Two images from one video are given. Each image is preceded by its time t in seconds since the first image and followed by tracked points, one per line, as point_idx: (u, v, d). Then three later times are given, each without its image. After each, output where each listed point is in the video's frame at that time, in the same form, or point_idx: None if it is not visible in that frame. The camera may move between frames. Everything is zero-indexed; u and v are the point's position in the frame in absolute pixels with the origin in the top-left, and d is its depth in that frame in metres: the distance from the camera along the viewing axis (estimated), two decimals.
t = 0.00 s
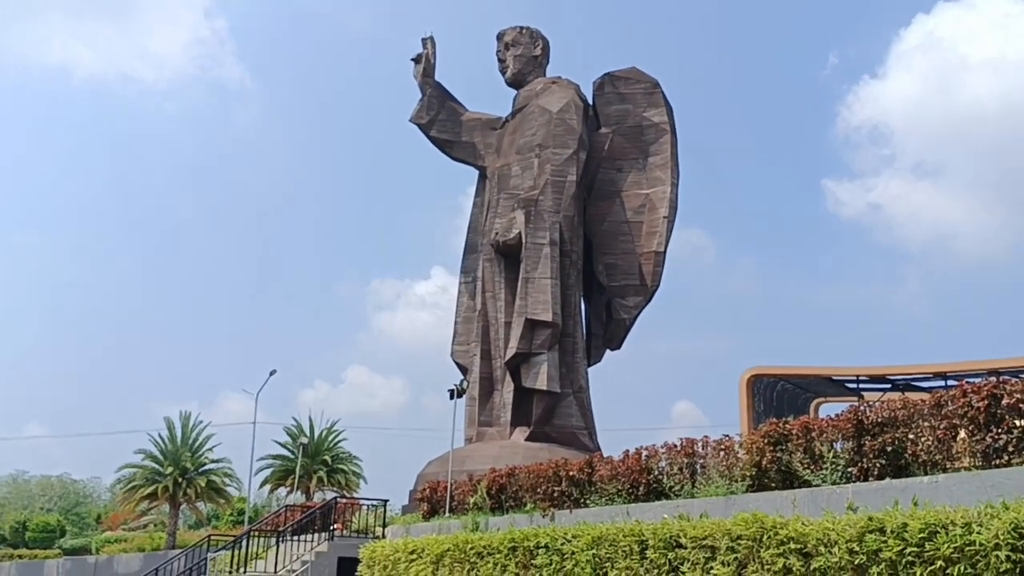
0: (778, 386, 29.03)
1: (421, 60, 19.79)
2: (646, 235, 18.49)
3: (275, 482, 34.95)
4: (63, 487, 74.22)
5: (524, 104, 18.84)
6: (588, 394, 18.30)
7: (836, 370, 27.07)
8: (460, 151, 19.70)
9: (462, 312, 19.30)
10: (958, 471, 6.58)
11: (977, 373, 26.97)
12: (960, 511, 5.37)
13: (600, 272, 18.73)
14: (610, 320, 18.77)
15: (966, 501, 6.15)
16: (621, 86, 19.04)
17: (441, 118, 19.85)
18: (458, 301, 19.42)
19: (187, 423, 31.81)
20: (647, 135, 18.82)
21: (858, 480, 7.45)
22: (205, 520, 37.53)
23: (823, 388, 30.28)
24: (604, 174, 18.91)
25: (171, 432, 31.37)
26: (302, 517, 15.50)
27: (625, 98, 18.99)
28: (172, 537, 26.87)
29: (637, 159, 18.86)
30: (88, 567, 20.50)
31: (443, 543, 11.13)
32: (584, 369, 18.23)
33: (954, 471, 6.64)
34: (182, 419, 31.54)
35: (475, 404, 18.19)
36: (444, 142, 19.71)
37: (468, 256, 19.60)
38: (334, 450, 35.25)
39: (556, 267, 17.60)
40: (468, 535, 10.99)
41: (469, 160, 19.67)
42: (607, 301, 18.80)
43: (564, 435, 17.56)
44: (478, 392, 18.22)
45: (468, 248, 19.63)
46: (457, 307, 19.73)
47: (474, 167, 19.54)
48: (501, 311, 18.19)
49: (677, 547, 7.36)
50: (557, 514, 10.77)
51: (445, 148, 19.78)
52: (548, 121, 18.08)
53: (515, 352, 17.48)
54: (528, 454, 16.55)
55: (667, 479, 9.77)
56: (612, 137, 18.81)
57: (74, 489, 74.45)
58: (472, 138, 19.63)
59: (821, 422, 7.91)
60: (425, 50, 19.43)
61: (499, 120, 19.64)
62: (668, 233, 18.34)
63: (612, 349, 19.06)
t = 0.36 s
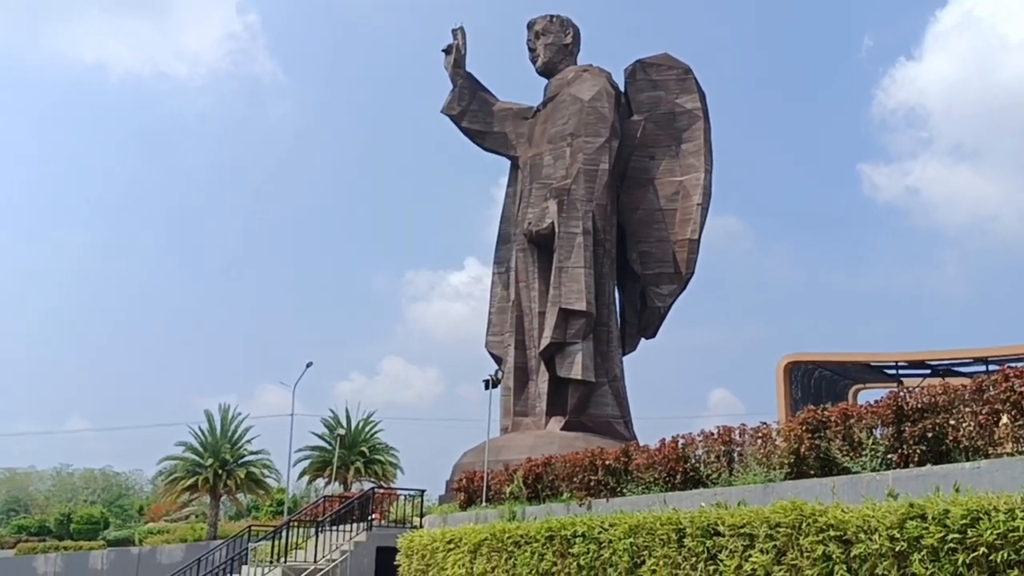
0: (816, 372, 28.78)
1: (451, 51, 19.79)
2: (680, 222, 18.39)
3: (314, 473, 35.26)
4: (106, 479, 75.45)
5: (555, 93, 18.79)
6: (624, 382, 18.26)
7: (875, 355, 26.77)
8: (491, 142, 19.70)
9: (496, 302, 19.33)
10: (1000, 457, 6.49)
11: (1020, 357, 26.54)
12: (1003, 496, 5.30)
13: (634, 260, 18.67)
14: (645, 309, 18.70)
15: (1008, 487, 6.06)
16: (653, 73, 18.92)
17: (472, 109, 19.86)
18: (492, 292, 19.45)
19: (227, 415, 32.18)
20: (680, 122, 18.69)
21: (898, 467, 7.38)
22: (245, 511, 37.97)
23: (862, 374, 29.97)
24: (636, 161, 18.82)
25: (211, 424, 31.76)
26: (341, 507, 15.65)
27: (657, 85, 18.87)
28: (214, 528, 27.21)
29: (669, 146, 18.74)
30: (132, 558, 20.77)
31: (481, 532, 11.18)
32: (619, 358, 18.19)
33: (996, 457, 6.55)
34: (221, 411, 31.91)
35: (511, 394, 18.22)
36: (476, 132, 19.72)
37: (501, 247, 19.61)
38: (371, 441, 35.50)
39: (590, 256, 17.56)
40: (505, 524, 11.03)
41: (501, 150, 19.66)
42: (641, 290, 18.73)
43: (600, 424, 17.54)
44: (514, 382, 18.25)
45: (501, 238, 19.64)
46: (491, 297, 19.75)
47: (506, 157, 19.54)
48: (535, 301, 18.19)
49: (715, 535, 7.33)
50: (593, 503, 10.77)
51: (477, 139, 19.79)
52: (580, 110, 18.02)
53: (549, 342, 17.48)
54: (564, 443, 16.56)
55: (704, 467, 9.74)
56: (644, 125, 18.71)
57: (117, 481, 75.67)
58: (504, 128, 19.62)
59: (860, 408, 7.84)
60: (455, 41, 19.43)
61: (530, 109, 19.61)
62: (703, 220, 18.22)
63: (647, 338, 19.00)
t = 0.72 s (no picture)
0: (854, 359, 28.51)
1: (481, 41, 19.78)
2: (714, 209, 18.27)
3: (350, 463, 35.54)
4: (148, 470, 76.55)
5: (586, 81, 18.72)
6: (658, 371, 18.21)
7: (913, 341, 26.47)
8: (523, 131, 19.67)
9: (529, 292, 19.33)
10: None
11: None
12: None
13: (667, 248, 18.59)
14: (679, 297, 18.63)
15: None
16: (685, 59, 18.80)
17: (503, 99, 19.84)
18: (525, 282, 19.45)
19: (264, 406, 32.50)
20: (713, 108, 18.56)
21: (938, 453, 7.30)
22: (284, 501, 38.39)
23: (900, 360, 29.65)
24: (669, 149, 18.73)
25: (249, 415, 32.09)
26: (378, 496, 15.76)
27: (689, 71, 18.75)
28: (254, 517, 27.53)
29: (702, 133, 18.62)
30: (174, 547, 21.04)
31: (517, 520, 11.23)
32: (653, 346, 18.13)
33: None
34: (259, 402, 32.24)
35: (545, 383, 18.24)
36: (507, 122, 19.70)
37: (533, 236, 19.61)
38: (407, 431, 35.72)
39: (623, 244, 17.51)
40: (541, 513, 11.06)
41: (532, 139, 19.63)
42: (675, 278, 18.66)
43: (635, 413, 17.52)
44: (548, 371, 18.27)
45: (533, 228, 19.63)
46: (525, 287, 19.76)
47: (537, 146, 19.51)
48: (568, 290, 18.17)
49: (753, 523, 7.31)
50: (629, 492, 10.76)
51: (508, 129, 19.77)
52: (611, 98, 17.95)
53: (583, 331, 17.47)
54: (599, 432, 16.56)
55: (741, 455, 9.69)
56: (676, 112, 18.61)
57: (158, 472, 76.82)
58: (535, 118, 19.59)
59: (899, 394, 7.77)
60: (485, 31, 19.42)
61: (561, 98, 19.56)
62: (737, 207, 18.08)
63: (681, 326, 18.92)
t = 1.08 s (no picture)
0: (907, 338, 28.04)
1: (524, 24, 19.69)
2: (762, 187, 18.02)
3: (401, 446, 35.83)
4: (203, 454, 78.00)
5: (630, 61, 18.56)
6: (707, 352, 18.07)
7: (969, 319, 25.95)
8: (566, 113, 19.57)
9: (575, 275, 19.28)
10: None
11: None
12: None
13: (715, 228, 18.39)
14: (727, 277, 18.44)
15: None
16: (730, 35, 18.55)
17: (547, 80, 19.74)
18: (571, 264, 19.40)
19: (315, 391, 32.87)
20: (759, 84, 18.29)
21: (996, 432, 7.15)
22: (336, 484, 38.86)
23: (955, 339, 29.10)
24: (715, 127, 18.51)
25: (300, 399, 32.48)
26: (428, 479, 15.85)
27: (735, 48, 18.49)
28: (306, 500, 27.92)
29: (749, 110, 18.36)
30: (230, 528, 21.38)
31: (567, 503, 11.23)
32: (701, 327, 17.98)
33: None
34: (310, 387, 32.61)
35: (592, 365, 18.20)
36: (551, 104, 19.61)
37: (579, 218, 19.54)
38: (455, 414, 35.91)
39: (669, 225, 17.37)
40: (591, 494, 11.06)
41: (576, 121, 19.53)
42: (723, 258, 18.46)
43: (684, 395, 17.41)
44: (595, 354, 18.23)
45: (579, 210, 19.56)
46: (570, 270, 19.71)
47: (581, 128, 19.41)
48: (614, 272, 18.09)
49: (806, 504, 7.22)
50: (679, 473, 10.70)
51: (552, 111, 19.67)
52: (656, 77, 17.78)
53: (630, 313, 17.39)
54: (647, 413, 16.49)
55: (792, 436, 9.59)
56: (722, 89, 18.38)
57: (214, 456, 78.29)
58: (579, 99, 19.47)
59: (955, 372, 7.62)
60: (527, 13, 19.32)
61: (605, 79, 19.42)
62: (785, 184, 17.82)
63: (730, 307, 18.74)
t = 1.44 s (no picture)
0: (963, 309, 27.49)
1: None
2: (813, 158, 17.73)
3: (451, 424, 36.09)
4: (258, 433, 79.37)
5: (676, 33, 18.33)
6: (757, 326, 17.89)
7: None
8: (612, 88, 19.41)
9: (622, 250, 19.18)
10: None
11: None
12: None
13: (765, 200, 18.15)
14: (777, 250, 18.21)
15: None
16: (779, 4, 18.21)
17: (591, 55, 19.56)
18: (618, 240, 19.30)
19: (366, 369, 33.20)
20: (810, 54, 17.96)
21: None
22: (388, 462, 39.31)
23: (1013, 310, 28.47)
24: (764, 98, 18.23)
25: (352, 378, 32.83)
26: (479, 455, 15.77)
27: (784, 16, 18.17)
28: (359, 477, 28.28)
29: (799, 80, 18.05)
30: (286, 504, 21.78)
31: (617, 478, 11.22)
32: (752, 302, 17.80)
33: None
34: (360, 366, 32.90)
35: (641, 341, 18.13)
36: (596, 79, 19.44)
37: (625, 193, 19.41)
38: (504, 391, 36.04)
39: (718, 199, 17.18)
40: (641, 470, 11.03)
41: (622, 95, 19.37)
42: (773, 231, 18.23)
43: (735, 370, 17.28)
44: (643, 329, 18.15)
45: (625, 185, 19.43)
46: (618, 245, 19.61)
47: (627, 102, 19.24)
48: (662, 247, 17.96)
49: (862, 478, 7.14)
50: (731, 448, 10.63)
51: (597, 85, 19.51)
52: (703, 49, 17.54)
53: (678, 288, 17.28)
54: (698, 389, 16.41)
55: (847, 410, 9.47)
56: (771, 59, 18.10)
57: (268, 434, 79.64)
58: (624, 73, 19.29)
59: (1015, 343, 7.47)
60: None
61: (651, 52, 19.20)
62: (837, 155, 17.51)
63: (781, 281, 18.53)
